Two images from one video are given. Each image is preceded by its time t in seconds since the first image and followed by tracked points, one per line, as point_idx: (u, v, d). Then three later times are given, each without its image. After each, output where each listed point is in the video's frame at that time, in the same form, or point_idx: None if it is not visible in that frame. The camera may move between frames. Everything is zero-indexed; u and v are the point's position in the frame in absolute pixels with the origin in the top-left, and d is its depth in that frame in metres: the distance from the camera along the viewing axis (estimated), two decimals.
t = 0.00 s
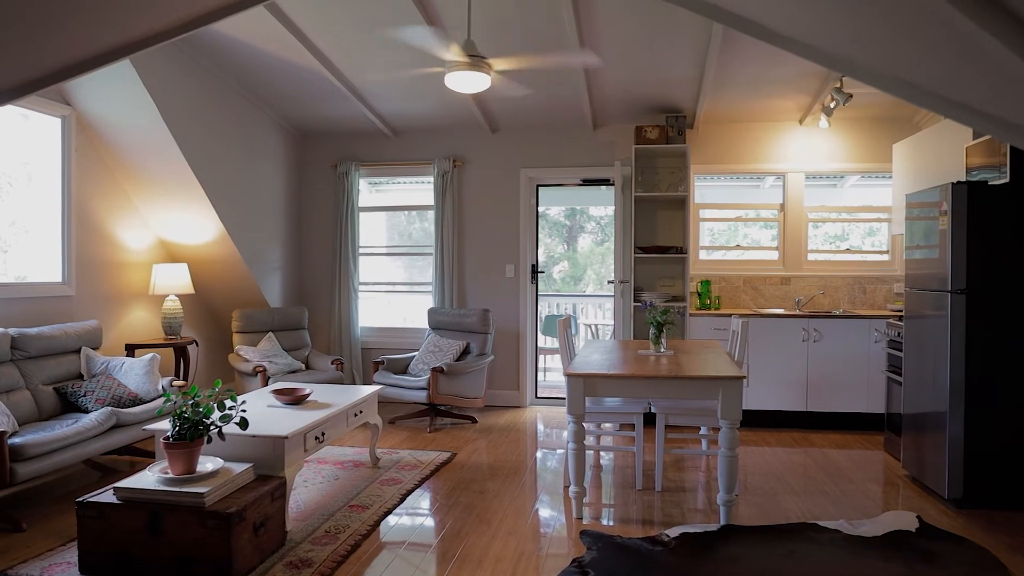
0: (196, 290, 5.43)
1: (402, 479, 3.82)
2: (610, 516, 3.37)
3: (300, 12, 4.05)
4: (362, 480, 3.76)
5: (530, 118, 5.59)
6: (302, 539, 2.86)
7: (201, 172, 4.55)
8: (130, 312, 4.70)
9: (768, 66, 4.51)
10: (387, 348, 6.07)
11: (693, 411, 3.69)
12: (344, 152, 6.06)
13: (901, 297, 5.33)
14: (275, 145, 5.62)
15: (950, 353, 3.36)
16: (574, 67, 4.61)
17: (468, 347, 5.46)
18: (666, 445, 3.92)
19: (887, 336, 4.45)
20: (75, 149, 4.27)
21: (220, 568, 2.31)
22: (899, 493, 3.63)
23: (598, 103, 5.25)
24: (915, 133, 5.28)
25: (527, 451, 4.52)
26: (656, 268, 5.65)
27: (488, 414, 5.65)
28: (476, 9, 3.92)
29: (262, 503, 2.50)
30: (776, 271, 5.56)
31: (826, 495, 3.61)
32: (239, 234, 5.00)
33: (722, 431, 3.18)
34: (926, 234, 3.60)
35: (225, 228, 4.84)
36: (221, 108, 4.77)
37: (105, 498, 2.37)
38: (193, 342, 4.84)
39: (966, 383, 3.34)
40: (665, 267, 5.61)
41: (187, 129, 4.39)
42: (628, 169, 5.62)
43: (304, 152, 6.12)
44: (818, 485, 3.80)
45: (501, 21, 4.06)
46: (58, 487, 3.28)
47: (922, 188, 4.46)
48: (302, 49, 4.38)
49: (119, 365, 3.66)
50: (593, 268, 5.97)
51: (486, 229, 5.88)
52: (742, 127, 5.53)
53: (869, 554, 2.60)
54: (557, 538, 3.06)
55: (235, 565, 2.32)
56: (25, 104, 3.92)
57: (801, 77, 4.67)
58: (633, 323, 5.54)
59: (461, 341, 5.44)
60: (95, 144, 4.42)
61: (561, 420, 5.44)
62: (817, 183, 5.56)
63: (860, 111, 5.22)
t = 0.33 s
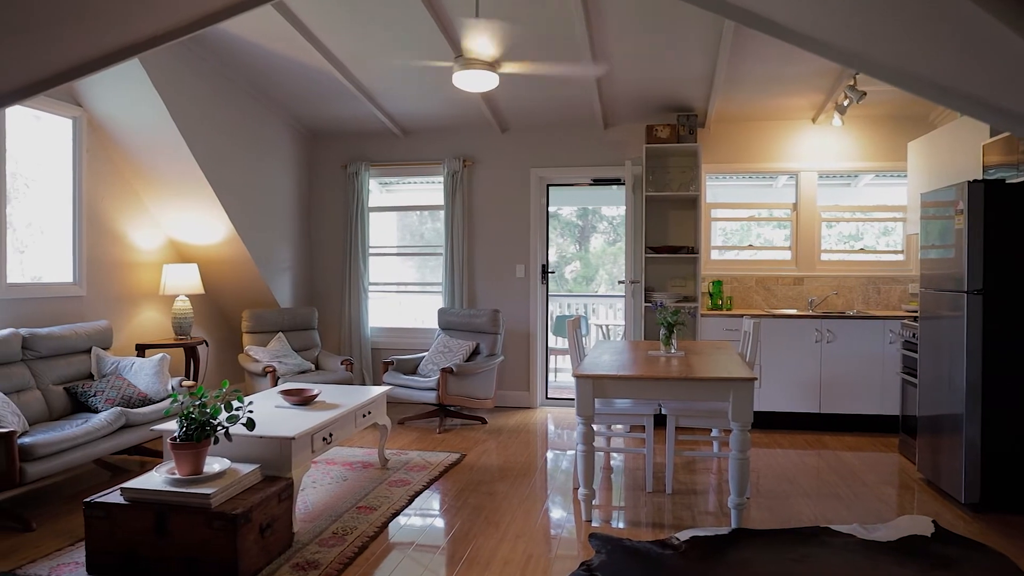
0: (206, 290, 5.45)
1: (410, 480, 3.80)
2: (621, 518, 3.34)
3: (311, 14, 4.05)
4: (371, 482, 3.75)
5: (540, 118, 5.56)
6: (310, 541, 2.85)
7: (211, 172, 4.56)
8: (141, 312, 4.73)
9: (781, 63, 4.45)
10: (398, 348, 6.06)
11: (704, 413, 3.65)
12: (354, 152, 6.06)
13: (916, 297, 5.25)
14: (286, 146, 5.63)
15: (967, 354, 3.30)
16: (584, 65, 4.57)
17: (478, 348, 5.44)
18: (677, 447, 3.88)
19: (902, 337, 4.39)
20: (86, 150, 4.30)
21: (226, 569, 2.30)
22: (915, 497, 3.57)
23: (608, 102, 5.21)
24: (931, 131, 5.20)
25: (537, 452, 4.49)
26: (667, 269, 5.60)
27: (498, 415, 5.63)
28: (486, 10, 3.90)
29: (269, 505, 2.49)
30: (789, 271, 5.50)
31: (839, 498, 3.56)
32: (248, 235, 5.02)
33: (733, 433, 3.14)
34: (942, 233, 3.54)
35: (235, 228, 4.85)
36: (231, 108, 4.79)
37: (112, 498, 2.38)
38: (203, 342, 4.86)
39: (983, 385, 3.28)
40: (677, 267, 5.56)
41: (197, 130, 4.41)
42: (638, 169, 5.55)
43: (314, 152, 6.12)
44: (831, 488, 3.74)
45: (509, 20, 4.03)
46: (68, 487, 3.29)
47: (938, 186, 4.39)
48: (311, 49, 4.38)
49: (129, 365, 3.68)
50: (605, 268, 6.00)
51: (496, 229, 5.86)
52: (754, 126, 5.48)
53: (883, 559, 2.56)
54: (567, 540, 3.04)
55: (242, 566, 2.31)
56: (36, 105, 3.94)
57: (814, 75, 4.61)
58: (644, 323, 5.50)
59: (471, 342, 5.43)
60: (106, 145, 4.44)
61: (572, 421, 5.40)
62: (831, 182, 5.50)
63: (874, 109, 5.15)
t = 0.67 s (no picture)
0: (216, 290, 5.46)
1: (419, 481, 3.78)
2: (632, 521, 3.30)
3: (320, 14, 4.05)
4: (379, 483, 3.73)
5: (550, 117, 5.53)
6: (317, 542, 2.84)
7: (220, 172, 4.57)
8: (151, 312, 4.75)
9: (794, 61, 4.39)
10: (407, 349, 6.05)
11: (715, 415, 3.61)
12: (363, 152, 6.06)
13: (932, 297, 5.17)
14: (295, 146, 5.63)
15: (985, 355, 3.24)
16: (595, 64, 4.53)
17: (488, 348, 5.42)
18: (687, 449, 3.84)
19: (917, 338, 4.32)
20: (97, 151, 4.32)
21: (232, 570, 2.29)
22: (931, 501, 3.50)
23: (619, 101, 5.17)
24: (947, 129, 5.12)
25: (546, 454, 4.47)
26: (679, 269, 5.55)
27: (508, 415, 5.60)
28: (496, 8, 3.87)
29: (276, 506, 2.48)
30: (802, 271, 5.43)
31: (853, 502, 3.51)
32: (258, 235, 5.02)
33: (745, 436, 3.09)
34: (958, 233, 3.47)
35: (244, 228, 4.86)
36: (240, 109, 4.80)
37: (119, 499, 2.37)
38: (213, 342, 4.87)
39: (1001, 388, 3.22)
40: (688, 267, 5.51)
41: (207, 130, 4.41)
42: (649, 169, 5.48)
43: (324, 153, 6.13)
44: (844, 491, 3.68)
45: (519, 18, 4.00)
46: (77, 487, 3.30)
47: (954, 185, 4.32)
48: (321, 49, 4.38)
49: (139, 365, 3.68)
50: (617, 267, 5.90)
51: (506, 229, 5.84)
52: (766, 125, 5.42)
53: (899, 564, 2.50)
54: (577, 542, 3.01)
55: (248, 567, 2.30)
56: (47, 105, 3.96)
57: (827, 73, 4.55)
58: (655, 323, 5.45)
59: (481, 342, 5.40)
60: (116, 145, 4.46)
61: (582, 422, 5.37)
62: (845, 181, 5.43)
63: (888, 108, 5.08)
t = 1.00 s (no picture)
0: (227, 290, 5.48)
1: (427, 483, 3.76)
2: (643, 524, 3.26)
3: (329, 14, 4.03)
4: (387, 484, 3.71)
5: (560, 116, 5.49)
6: (323, 544, 2.83)
7: (230, 172, 4.58)
8: (161, 312, 4.76)
9: (807, 58, 4.33)
10: (417, 349, 6.04)
11: (727, 416, 3.56)
12: (373, 152, 6.05)
13: (948, 298, 5.09)
14: (305, 146, 5.63)
15: (1003, 356, 3.17)
16: (604, 62, 4.48)
17: (497, 349, 5.39)
18: (699, 451, 3.78)
19: (933, 339, 4.25)
20: (107, 151, 4.33)
21: (237, 572, 2.28)
22: (947, 505, 3.43)
23: (630, 99, 5.13)
24: (964, 126, 5.03)
25: (556, 455, 4.43)
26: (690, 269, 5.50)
27: (518, 416, 5.58)
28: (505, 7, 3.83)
29: (282, 507, 2.47)
30: (815, 271, 5.36)
31: (868, 505, 3.44)
32: (267, 235, 5.03)
33: (756, 438, 3.04)
34: (975, 232, 3.41)
35: (254, 228, 4.87)
36: (250, 109, 4.80)
37: (125, 499, 2.37)
38: (223, 342, 4.88)
39: (1020, 390, 3.15)
40: (700, 267, 5.45)
41: (216, 129, 4.42)
42: (660, 168, 5.52)
43: (334, 153, 6.13)
44: (859, 494, 3.62)
45: (528, 16, 3.96)
46: (86, 486, 3.31)
47: (970, 182, 4.23)
48: (330, 49, 4.37)
49: (148, 365, 3.69)
50: (628, 267, 5.85)
51: (516, 228, 5.81)
52: (779, 123, 5.35)
53: (915, 570, 2.45)
54: (588, 544, 2.99)
55: (253, 568, 2.29)
56: (57, 106, 3.98)
57: (841, 70, 4.48)
58: (666, 323, 5.40)
59: (490, 343, 5.37)
60: (126, 145, 4.47)
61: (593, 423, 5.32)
62: (859, 179, 5.35)
63: (903, 105, 5.00)
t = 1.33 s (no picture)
0: (236, 290, 5.49)
1: (435, 484, 3.74)
2: (654, 527, 3.21)
3: (337, 13, 4.02)
4: (395, 485, 3.69)
5: (569, 114, 5.45)
6: (329, 545, 2.81)
7: (238, 172, 4.58)
8: (170, 312, 4.77)
9: (820, 55, 4.27)
10: (426, 349, 6.02)
11: (739, 417, 3.51)
12: (383, 152, 6.04)
13: (964, 298, 5.00)
14: (314, 145, 5.63)
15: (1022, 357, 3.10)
16: (614, 59, 4.43)
17: (507, 349, 5.36)
18: (710, 453, 3.72)
19: (950, 339, 4.17)
20: (116, 151, 4.34)
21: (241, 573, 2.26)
22: (964, 510, 3.36)
23: (640, 98, 5.08)
24: (981, 123, 4.94)
25: (566, 456, 4.39)
26: (701, 268, 5.44)
27: (527, 417, 5.54)
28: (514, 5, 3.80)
29: (287, 508, 2.45)
30: (828, 270, 5.29)
31: (882, 509, 3.38)
32: (276, 235, 5.03)
33: (768, 440, 2.99)
34: (993, 231, 3.34)
35: (262, 228, 4.87)
36: (258, 109, 4.80)
37: (130, 500, 2.36)
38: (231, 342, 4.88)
39: None
40: (711, 267, 5.39)
41: (224, 129, 4.42)
42: (671, 165, 5.46)
43: (344, 152, 6.12)
44: (873, 497, 3.56)
45: (536, 13, 3.92)
46: (94, 486, 3.31)
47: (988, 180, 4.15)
48: (338, 48, 4.35)
49: (156, 365, 3.69)
50: (640, 267, 5.81)
51: (525, 227, 5.77)
52: (791, 121, 5.29)
53: None
54: (598, 546, 2.95)
55: (258, 570, 2.27)
56: (65, 106, 3.99)
57: (855, 67, 4.42)
58: (677, 323, 5.35)
59: (500, 343, 5.34)
60: (135, 145, 4.48)
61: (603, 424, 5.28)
62: (873, 178, 5.28)
63: (918, 102, 4.92)
